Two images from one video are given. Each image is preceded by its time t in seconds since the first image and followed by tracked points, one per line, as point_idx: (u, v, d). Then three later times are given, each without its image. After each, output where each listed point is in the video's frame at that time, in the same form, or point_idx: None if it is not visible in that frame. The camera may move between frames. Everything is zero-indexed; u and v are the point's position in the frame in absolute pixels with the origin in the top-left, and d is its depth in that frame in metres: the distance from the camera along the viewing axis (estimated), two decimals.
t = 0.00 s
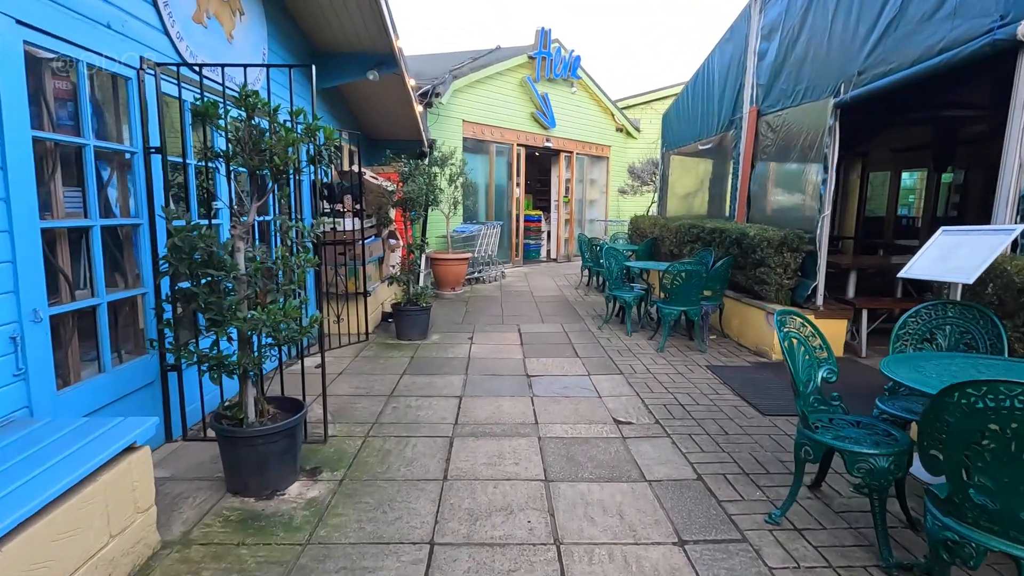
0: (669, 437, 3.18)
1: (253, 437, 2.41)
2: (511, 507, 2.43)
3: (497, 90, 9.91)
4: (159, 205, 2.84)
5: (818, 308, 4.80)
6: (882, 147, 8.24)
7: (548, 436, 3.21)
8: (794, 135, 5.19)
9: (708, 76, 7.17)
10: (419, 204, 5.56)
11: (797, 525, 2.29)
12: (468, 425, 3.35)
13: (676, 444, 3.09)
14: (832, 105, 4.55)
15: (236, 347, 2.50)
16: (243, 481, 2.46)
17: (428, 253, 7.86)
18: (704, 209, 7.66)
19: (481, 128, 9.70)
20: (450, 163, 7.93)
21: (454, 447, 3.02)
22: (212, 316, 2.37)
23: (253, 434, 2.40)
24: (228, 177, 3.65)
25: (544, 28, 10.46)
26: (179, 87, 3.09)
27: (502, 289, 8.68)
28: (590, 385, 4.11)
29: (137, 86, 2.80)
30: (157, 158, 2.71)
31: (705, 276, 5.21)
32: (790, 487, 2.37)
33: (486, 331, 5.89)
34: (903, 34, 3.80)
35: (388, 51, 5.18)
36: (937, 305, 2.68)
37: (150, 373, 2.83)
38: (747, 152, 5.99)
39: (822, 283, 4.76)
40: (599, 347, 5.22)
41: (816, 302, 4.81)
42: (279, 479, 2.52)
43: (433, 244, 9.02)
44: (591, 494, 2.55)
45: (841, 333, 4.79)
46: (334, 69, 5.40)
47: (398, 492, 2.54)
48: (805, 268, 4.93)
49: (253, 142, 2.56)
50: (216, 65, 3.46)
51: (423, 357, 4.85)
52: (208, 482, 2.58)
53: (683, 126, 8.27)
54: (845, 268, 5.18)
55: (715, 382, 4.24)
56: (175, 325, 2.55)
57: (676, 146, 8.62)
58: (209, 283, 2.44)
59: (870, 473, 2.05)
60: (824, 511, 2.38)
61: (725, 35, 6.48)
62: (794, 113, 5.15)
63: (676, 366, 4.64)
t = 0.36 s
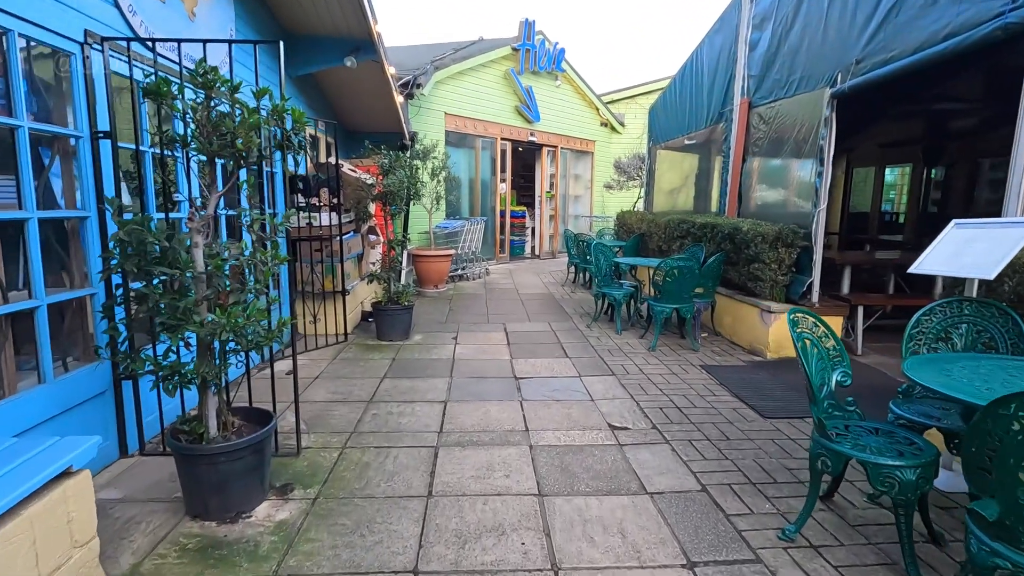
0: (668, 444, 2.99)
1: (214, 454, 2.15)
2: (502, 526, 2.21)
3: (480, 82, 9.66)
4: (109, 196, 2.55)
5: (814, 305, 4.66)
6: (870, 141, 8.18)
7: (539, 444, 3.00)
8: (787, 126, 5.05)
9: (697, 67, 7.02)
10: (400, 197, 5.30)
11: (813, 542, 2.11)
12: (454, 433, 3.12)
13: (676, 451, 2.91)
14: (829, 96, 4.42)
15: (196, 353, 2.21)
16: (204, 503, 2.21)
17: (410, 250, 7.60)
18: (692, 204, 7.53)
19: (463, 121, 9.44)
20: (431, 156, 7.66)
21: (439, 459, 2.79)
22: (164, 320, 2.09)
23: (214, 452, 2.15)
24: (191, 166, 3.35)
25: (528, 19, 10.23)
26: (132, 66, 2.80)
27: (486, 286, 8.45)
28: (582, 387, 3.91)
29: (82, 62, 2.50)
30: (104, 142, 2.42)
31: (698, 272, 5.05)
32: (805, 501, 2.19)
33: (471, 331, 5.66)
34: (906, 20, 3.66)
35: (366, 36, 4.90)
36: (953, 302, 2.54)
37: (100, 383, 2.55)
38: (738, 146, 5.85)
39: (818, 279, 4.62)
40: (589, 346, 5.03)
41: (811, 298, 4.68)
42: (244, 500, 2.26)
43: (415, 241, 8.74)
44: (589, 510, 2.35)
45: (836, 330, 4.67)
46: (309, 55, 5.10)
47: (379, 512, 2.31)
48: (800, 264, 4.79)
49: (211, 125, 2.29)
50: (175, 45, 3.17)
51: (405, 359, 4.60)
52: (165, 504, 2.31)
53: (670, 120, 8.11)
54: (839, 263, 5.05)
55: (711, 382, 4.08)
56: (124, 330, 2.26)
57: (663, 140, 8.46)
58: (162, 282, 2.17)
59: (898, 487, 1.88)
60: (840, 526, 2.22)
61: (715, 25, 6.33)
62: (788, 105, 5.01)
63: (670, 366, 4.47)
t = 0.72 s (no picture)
0: (670, 456, 2.79)
1: (164, 484, 1.89)
2: (494, 557, 1.99)
3: (463, 73, 9.36)
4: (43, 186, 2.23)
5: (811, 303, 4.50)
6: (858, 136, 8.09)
7: (532, 458, 2.77)
8: (783, 118, 4.88)
9: (687, 58, 6.83)
10: (379, 191, 5.01)
11: (836, 570, 1.93)
12: (438, 447, 2.87)
13: (679, 464, 2.70)
14: (828, 85, 4.25)
15: (143, 368, 1.94)
16: (153, 539, 1.94)
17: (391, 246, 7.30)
18: (682, 199, 7.37)
19: (445, 113, 9.15)
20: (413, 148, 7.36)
21: (422, 478, 2.55)
22: (100, 332, 1.79)
23: (164, 482, 1.88)
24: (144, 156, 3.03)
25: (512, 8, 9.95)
26: (73, 42, 2.48)
27: (470, 284, 8.19)
28: (574, 393, 3.70)
29: (10, 34, 2.19)
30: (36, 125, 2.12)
31: (693, 269, 4.86)
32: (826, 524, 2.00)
33: (456, 331, 5.41)
34: (913, 5, 3.49)
35: (342, 18, 4.59)
36: (976, 303, 2.36)
37: (37, 399, 2.25)
38: (729, 138, 5.66)
39: (816, 277, 4.46)
40: (579, 347, 4.82)
41: (808, 296, 4.52)
42: (201, 533, 2.00)
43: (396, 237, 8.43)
44: (589, 535, 2.13)
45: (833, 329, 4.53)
46: (280, 38, 4.77)
47: (356, 543, 2.06)
48: (796, 261, 4.63)
49: (157, 105, 1.98)
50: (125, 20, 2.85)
51: (385, 363, 4.34)
52: (110, 539, 2.04)
53: (659, 112, 7.92)
54: (835, 259, 4.91)
55: (708, 386, 3.89)
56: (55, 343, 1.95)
57: (651, 133, 8.28)
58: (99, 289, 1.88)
59: (935, 513, 1.69)
60: (862, 550, 2.03)
61: (706, 14, 6.15)
62: (783, 96, 4.84)
63: (664, 368, 4.28)
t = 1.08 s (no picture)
0: (670, 475, 2.63)
1: (111, 531, 1.66)
2: None
3: (445, 67, 9.11)
4: None
5: (805, 306, 4.39)
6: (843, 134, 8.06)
7: (524, 479, 2.59)
8: (776, 116, 4.76)
9: (674, 53, 6.69)
10: (359, 190, 4.76)
11: None
12: (423, 468, 2.68)
13: (681, 484, 2.54)
14: (824, 82, 4.14)
15: (87, 398, 1.70)
16: None
17: (370, 246, 7.04)
18: (669, 197, 7.23)
19: (427, 108, 8.88)
20: (393, 145, 7.10)
21: (406, 505, 2.35)
22: (30, 361, 1.54)
23: (112, 528, 1.65)
24: (90, 152, 2.74)
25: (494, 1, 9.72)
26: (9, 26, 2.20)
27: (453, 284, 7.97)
28: (565, 403, 3.52)
29: None
30: None
31: (685, 271, 4.72)
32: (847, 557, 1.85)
33: (439, 336, 5.20)
34: None
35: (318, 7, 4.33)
36: (992, 314, 2.24)
37: None
38: (719, 136, 5.53)
39: (810, 279, 4.34)
40: (568, 353, 4.64)
41: (803, 299, 4.40)
42: None
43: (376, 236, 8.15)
44: (590, 570, 1.96)
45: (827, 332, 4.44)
46: (251, 27, 4.47)
47: None
48: (790, 263, 4.51)
49: (98, 97, 1.73)
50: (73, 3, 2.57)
51: (366, 372, 4.11)
52: None
53: (645, 109, 7.78)
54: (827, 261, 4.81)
55: (703, 393, 3.75)
56: None
57: (638, 130, 8.13)
58: (28, 309, 1.62)
59: (971, 549, 1.55)
60: None
61: (695, 9, 6.01)
62: (776, 92, 4.72)
63: (657, 374, 4.13)
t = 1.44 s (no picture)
0: (669, 490, 2.48)
1: None
2: None
3: (427, 62, 8.89)
4: None
5: (799, 308, 4.28)
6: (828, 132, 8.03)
7: (514, 498, 2.42)
8: (767, 112, 4.66)
9: (661, 49, 6.57)
10: (337, 188, 4.53)
11: None
12: (406, 487, 2.49)
13: (682, 501, 2.39)
14: (817, 78, 4.03)
15: (19, 426, 1.49)
16: None
17: (350, 247, 6.80)
18: (656, 196, 7.12)
19: (408, 104, 8.66)
20: (373, 141, 6.86)
21: (388, 530, 2.16)
22: None
23: None
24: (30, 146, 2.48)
25: None
26: None
27: (436, 285, 7.76)
28: (555, 412, 3.35)
29: None
30: None
31: (677, 272, 4.59)
32: None
33: (422, 340, 5.00)
34: None
35: None
36: (1006, 320, 2.13)
37: None
38: (709, 134, 5.42)
39: (804, 280, 4.24)
40: (556, 357, 4.48)
41: (797, 300, 4.30)
42: None
43: (356, 236, 7.90)
44: None
45: (820, 334, 4.35)
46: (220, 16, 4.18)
47: None
48: (783, 263, 4.41)
49: (29, 81, 1.51)
50: None
51: (345, 381, 3.90)
52: None
53: (631, 106, 7.65)
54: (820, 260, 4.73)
55: (697, 399, 3.61)
56: None
57: (623, 128, 8.02)
58: None
59: None
60: None
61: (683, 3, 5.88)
62: (768, 89, 4.62)
63: (649, 379, 3.99)
